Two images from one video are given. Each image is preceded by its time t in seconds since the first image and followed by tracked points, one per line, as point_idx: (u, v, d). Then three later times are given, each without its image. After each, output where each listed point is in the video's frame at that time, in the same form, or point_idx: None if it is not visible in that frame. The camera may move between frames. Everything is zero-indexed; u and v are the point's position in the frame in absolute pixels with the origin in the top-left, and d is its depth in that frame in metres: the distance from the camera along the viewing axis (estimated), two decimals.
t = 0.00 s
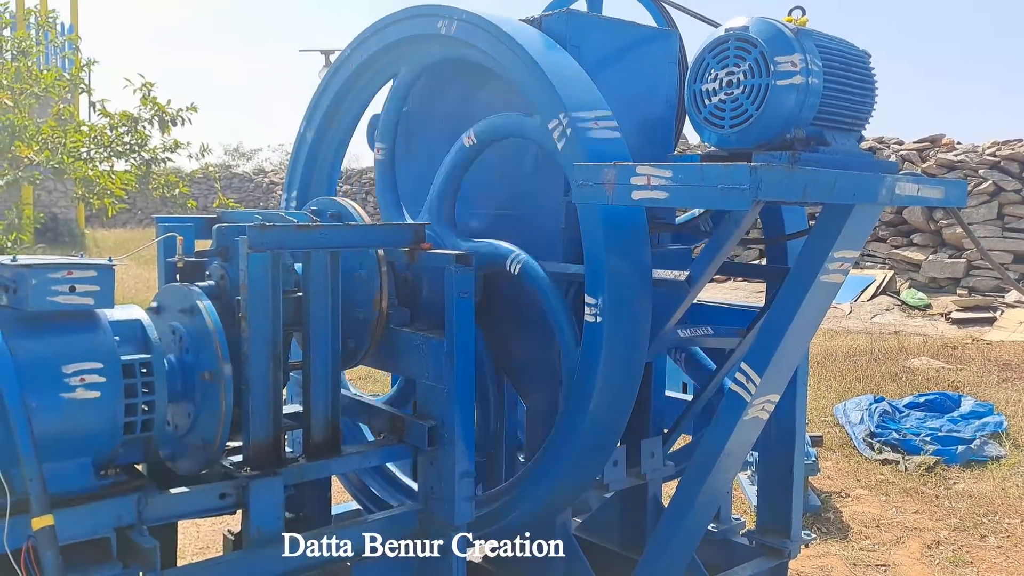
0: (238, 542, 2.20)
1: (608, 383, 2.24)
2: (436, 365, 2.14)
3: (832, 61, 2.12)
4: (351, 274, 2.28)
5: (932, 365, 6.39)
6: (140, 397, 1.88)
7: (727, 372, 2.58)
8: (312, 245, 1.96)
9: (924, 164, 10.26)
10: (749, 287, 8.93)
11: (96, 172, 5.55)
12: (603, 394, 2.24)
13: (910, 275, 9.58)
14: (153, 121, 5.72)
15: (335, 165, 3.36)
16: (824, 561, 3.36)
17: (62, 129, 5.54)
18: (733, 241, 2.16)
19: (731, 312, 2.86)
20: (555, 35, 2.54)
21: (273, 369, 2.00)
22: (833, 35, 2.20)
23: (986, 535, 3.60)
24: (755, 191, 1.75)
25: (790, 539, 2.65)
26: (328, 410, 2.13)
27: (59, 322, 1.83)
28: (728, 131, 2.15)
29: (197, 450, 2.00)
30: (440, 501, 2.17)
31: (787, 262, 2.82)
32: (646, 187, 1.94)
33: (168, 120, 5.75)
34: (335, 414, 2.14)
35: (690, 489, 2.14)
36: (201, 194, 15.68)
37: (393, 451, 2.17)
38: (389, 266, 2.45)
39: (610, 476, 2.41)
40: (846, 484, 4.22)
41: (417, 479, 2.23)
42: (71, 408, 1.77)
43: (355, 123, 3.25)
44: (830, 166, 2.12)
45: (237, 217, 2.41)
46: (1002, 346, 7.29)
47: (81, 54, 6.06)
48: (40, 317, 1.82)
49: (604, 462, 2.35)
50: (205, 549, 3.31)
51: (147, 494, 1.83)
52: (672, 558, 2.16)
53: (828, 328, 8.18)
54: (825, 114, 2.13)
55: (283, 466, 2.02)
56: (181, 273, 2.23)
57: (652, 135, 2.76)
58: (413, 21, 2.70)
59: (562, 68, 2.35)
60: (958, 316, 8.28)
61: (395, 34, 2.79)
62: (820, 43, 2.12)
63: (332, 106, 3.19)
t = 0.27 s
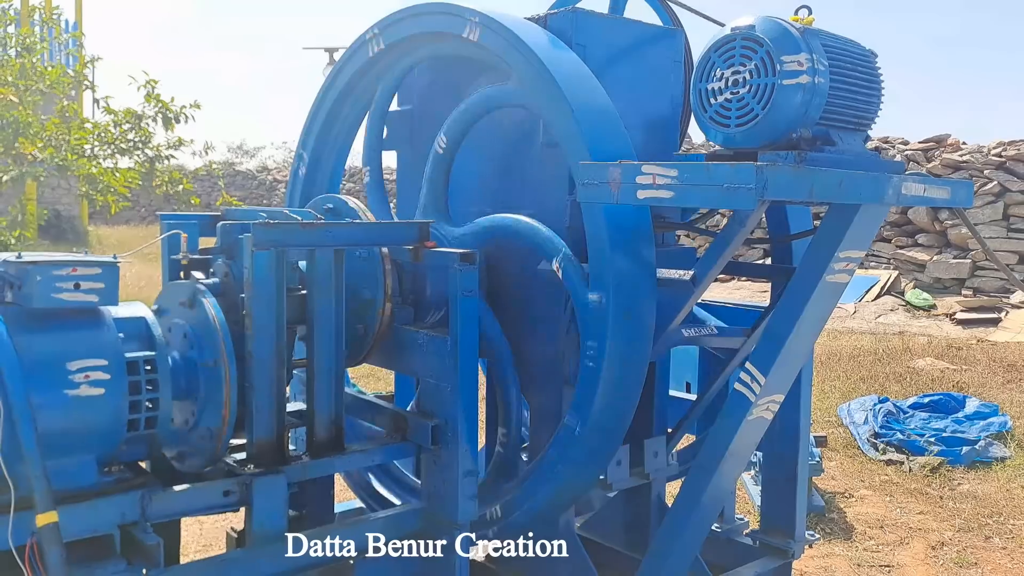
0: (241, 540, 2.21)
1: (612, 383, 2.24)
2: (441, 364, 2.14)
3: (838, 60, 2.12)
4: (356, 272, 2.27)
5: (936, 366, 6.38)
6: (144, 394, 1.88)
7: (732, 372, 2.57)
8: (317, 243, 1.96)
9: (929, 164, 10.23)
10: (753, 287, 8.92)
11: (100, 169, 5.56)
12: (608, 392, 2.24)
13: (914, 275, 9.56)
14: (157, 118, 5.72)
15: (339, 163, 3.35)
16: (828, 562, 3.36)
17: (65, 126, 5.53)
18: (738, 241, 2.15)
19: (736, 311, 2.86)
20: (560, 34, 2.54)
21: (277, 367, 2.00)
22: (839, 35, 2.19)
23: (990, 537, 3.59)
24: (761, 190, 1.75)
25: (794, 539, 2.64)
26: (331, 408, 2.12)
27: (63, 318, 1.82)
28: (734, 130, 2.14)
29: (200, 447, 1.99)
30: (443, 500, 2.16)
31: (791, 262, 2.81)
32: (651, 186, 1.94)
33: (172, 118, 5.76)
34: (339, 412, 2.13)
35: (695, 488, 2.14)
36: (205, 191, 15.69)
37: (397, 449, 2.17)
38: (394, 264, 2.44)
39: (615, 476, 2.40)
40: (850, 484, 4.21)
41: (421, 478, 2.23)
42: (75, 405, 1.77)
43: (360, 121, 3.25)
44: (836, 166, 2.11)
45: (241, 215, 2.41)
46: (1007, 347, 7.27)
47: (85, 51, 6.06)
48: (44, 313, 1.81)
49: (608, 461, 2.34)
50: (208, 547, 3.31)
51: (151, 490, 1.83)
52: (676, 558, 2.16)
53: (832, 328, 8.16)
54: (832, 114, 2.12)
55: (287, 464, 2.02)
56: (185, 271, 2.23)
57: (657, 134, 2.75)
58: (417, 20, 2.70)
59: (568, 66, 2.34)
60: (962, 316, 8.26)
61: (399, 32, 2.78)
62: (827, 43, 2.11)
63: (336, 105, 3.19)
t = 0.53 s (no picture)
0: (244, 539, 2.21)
1: (614, 381, 2.24)
2: (443, 363, 2.14)
3: (839, 58, 2.12)
4: (358, 271, 2.28)
5: (938, 363, 6.37)
6: (147, 394, 1.88)
7: (734, 370, 2.57)
8: (319, 243, 1.96)
9: (931, 162, 10.22)
10: (756, 285, 8.91)
11: (102, 169, 5.56)
12: (610, 391, 2.24)
13: (916, 272, 9.55)
14: (158, 118, 5.73)
15: (341, 163, 3.36)
16: (831, 559, 3.36)
17: (67, 126, 5.54)
18: (740, 239, 2.15)
19: (738, 309, 2.86)
20: (562, 32, 2.54)
21: (279, 367, 2.00)
22: (840, 33, 2.19)
23: (993, 534, 3.59)
24: (762, 188, 1.75)
25: (797, 537, 2.64)
26: (334, 408, 2.13)
27: (66, 318, 1.83)
28: (735, 128, 2.14)
29: (204, 447, 2.00)
30: (446, 498, 2.17)
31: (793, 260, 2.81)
32: (653, 184, 1.94)
33: (174, 118, 5.76)
34: (341, 412, 2.14)
35: (698, 486, 2.14)
36: (207, 191, 15.71)
37: (399, 449, 2.17)
38: (396, 263, 2.45)
39: (617, 475, 2.41)
40: (853, 482, 4.21)
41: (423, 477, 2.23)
42: (78, 405, 1.77)
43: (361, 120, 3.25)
44: (838, 164, 2.11)
45: (243, 215, 2.41)
46: (1009, 344, 7.27)
47: (87, 52, 6.06)
48: (47, 313, 1.82)
49: (611, 459, 2.34)
50: (211, 546, 3.32)
51: (154, 490, 1.83)
52: (679, 556, 2.16)
53: (834, 326, 8.15)
54: (833, 112, 2.12)
55: (290, 463, 2.02)
56: (187, 270, 2.23)
57: (658, 132, 2.75)
58: (417, 19, 2.70)
59: (569, 65, 2.34)
60: (965, 314, 8.26)
61: (400, 32, 2.79)
62: (828, 41, 2.11)
63: (337, 105, 3.20)
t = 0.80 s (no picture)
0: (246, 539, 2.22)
1: (616, 380, 2.24)
2: (444, 363, 2.14)
3: (840, 58, 2.11)
4: (359, 271, 2.28)
5: (939, 363, 6.37)
6: (148, 393, 1.89)
7: (736, 369, 2.57)
8: (320, 242, 1.96)
9: (932, 161, 10.21)
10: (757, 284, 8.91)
11: (103, 168, 5.56)
12: (611, 390, 2.24)
13: (917, 272, 9.55)
14: (160, 117, 5.73)
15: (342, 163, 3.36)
16: (832, 559, 3.36)
17: (68, 125, 5.54)
18: (741, 238, 2.15)
19: (739, 309, 2.86)
20: (563, 32, 2.54)
21: (280, 366, 2.00)
22: (841, 33, 2.19)
23: (994, 533, 3.59)
24: (763, 188, 1.75)
25: (798, 537, 2.64)
26: (335, 407, 2.13)
27: (67, 318, 1.83)
28: (736, 128, 2.14)
29: (205, 446, 2.00)
30: (447, 498, 2.17)
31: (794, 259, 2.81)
32: (654, 184, 1.94)
33: (175, 117, 5.76)
34: (343, 411, 2.14)
35: (699, 485, 2.14)
36: (208, 190, 15.71)
37: (400, 448, 2.17)
38: (397, 262, 2.45)
39: (619, 474, 2.40)
40: (854, 481, 4.21)
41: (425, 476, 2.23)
42: (79, 405, 1.77)
43: (362, 119, 3.25)
44: (839, 164, 2.11)
45: (244, 214, 2.41)
46: (1010, 343, 7.26)
47: (88, 51, 6.06)
48: (48, 313, 1.82)
49: (612, 459, 2.34)
50: (213, 546, 3.32)
51: (155, 490, 1.83)
52: (680, 555, 2.16)
53: (836, 325, 8.15)
54: (834, 112, 2.12)
55: (291, 463, 2.03)
56: (188, 270, 2.23)
57: (660, 132, 2.75)
58: (418, 19, 2.71)
59: (570, 65, 2.34)
60: (966, 313, 8.25)
61: (400, 32, 2.80)
62: (828, 41, 2.11)
63: (338, 106, 3.20)
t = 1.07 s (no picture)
0: (247, 538, 2.23)
1: (615, 380, 2.25)
2: (444, 362, 2.14)
3: (839, 59, 2.12)
4: (360, 273, 2.28)
5: (938, 362, 6.39)
6: (147, 393, 1.89)
7: (735, 369, 2.58)
8: (320, 242, 1.97)
9: (930, 161, 10.22)
10: (756, 283, 8.92)
11: (102, 168, 5.56)
12: (611, 389, 2.25)
13: (916, 271, 9.56)
14: (159, 117, 5.73)
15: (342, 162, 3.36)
16: (831, 557, 3.37)
17: (67, 125, 5.53)
18: (740, 238, 2.16)
19: (738, 309, 2.86)
20: (562, 32, 2.54)
21: (280, 366, 2.01)
22: (839, 34, 2.19)
23: (992, 532, 3.60)
24: (761, 188, 1.76)
25: (798, 536, 2.65)
26: (335, 407, 2.13)
27: (66, 318, 1.83)
28: (736, 129, 2.14)
29: (205, 446, 2.01)
30: (447, 498, 2.17)
31: (793, 259, 2.81)
32: (653, 184, 1.94)
33: (174, 116, 5.76)
34: (343, 411, 2.14)
35: (699, 484, 2.14)
36: (206, 189, 15.70)
37: (400, 448, 2.17)
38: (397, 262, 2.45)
39: (619, 474, 2.35)
40: (852, 480, 4.22)
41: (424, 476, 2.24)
42: (78, 405, 1.78)
43: (362, 119, 3.25)
44: (837, 164, 2.11)
45: (244, 214, 2.42)
46: (1008, 342, 7.28)
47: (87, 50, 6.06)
48: (47, 313, 1.82)
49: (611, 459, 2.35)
50: (212, 546, 3.32)
51: (154, 490, 1.84)
52: (679, 554, 2.16)
53: (834, 324, 8.16)
54: (833, 112, 2.12)
55: (290, 463, 2.03)
56: (189, 270, 2.24)
57: (659, 132, 2.75)
58: (417, 19, 2.71)
59: (569, 64, 2.35)
60: (964, 312, 8.27)
61: (400, 33, 2.80)
62: (827, 41, 2.11)
63: (337, 107, 3.21)
